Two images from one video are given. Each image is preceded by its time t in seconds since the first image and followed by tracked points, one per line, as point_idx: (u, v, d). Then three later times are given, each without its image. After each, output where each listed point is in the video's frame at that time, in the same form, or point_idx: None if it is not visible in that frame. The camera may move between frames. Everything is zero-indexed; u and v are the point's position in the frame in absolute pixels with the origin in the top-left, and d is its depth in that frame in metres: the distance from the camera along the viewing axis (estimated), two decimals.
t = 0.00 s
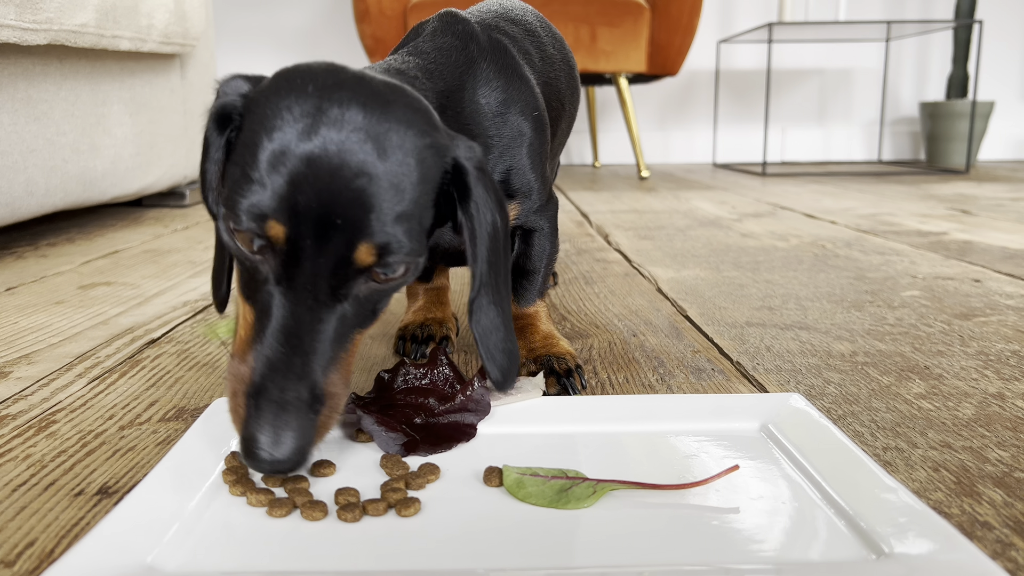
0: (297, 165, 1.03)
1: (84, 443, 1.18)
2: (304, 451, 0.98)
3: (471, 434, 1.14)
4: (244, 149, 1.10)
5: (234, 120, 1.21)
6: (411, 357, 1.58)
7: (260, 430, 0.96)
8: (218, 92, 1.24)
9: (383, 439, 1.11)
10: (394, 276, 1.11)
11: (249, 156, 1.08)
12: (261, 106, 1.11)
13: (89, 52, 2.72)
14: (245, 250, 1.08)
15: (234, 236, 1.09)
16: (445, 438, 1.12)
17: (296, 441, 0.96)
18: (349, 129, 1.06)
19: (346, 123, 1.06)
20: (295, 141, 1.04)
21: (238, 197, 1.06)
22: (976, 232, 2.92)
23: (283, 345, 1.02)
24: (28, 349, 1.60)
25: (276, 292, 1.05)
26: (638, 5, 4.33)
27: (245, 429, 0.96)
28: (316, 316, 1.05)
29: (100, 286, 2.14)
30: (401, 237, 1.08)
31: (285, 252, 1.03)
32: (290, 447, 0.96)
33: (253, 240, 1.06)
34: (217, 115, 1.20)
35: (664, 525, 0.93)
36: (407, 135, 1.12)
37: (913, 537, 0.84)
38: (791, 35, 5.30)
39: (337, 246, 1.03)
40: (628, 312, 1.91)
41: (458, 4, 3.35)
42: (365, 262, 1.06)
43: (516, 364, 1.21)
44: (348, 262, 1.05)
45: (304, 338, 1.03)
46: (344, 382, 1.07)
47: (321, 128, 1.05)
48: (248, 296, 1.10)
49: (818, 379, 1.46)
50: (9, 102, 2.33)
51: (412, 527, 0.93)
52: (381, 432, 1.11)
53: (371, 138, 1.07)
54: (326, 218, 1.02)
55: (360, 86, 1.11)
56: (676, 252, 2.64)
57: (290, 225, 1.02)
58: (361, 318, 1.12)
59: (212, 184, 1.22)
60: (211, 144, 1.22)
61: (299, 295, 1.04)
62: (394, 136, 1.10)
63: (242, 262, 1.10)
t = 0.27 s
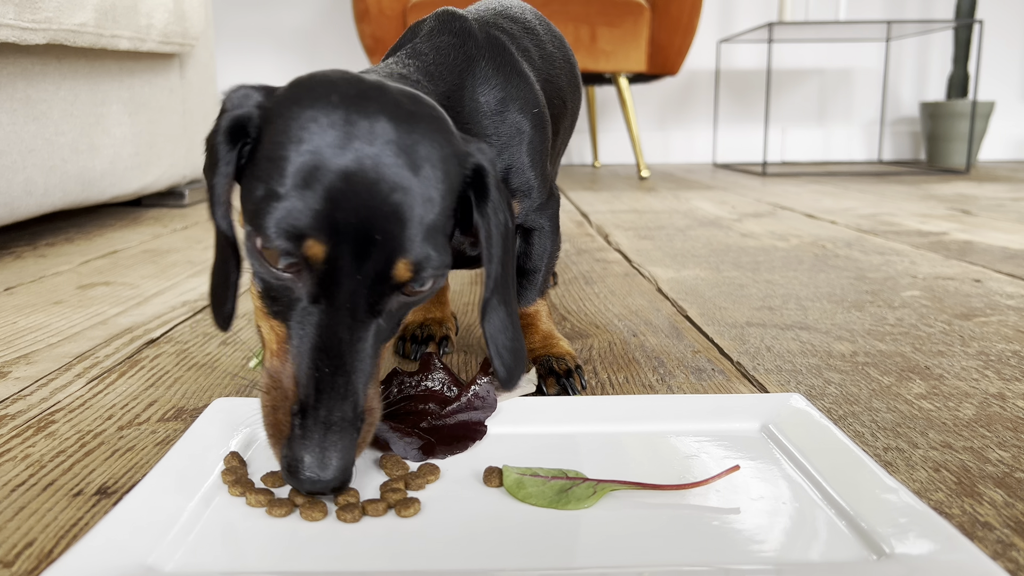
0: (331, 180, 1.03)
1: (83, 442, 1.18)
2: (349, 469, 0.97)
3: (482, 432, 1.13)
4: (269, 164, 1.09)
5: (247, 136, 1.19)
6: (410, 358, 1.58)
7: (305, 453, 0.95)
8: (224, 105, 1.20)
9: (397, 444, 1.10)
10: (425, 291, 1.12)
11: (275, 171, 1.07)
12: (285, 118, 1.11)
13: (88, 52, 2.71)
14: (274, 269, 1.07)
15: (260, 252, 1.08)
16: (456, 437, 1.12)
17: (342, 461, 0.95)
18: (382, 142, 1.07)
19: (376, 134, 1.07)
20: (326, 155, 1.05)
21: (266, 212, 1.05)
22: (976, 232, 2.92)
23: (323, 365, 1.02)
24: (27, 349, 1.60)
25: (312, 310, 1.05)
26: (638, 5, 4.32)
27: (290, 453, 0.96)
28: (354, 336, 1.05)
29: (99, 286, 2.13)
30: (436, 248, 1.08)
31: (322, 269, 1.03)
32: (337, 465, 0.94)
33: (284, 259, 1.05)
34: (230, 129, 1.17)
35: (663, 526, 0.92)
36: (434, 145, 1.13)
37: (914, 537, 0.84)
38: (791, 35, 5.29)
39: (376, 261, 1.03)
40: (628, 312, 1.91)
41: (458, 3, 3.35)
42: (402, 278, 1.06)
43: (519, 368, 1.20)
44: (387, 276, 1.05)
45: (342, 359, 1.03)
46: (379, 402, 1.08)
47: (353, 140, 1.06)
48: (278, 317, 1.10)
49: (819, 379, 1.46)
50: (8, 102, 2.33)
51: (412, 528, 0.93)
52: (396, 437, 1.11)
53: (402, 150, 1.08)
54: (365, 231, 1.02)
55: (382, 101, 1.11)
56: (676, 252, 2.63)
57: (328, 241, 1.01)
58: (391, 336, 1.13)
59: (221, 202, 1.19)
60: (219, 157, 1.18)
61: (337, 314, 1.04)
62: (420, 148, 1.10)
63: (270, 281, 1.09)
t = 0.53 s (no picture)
0: (370, 194, 1.07)
1: (83, 442, 1.18)
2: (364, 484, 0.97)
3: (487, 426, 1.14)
4: (304, 172, 1.12)
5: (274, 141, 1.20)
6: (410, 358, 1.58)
7: (320, 462, 0.96)
8: (254, 100, 1.20)
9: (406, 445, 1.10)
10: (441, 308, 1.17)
11: (312, 180, 1.10)
12: (324, 129, 1.15)
13: (87, 52, 2.71)
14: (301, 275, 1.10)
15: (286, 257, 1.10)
16: (463, 433, 1.12)
17: (357, 470, 0.96)
18: (421, 163, 1.12)
19: (414, 156, 1.12)
20: (365, 171, 1.09)
21: (300, 219, 1.07)
22: (976, 232, 2.92)
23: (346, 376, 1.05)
24: (26, 349, 1.60)
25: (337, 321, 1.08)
26: (637, 5, 4.32)
27: (307, 462, 0.96)
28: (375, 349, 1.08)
29: (98, 286, 2.13)
30: (460, 269, 1.14)
31: (353, 283, 1.06)
32: (355, 480, 0.95)
33: (313, 266, 1.08)
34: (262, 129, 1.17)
35: (663, 527, 0.92)
36: (464, 169, 1.19)
37: (914, 538, 0.84)
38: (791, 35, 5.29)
39: (406, 278, 1.07)
40: (628, 313, 1.91)
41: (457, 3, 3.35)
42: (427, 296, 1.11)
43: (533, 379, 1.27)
44: (415, 294, 1.09)
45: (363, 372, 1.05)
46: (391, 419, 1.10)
47: (393, 161, 1.10)
48: (294, 325, 1.11)
49: (818, 379, 1.46)
50: (8, 102, 2.33)
51: (411, 528, 0.92)
52: (407, 438, 1.10)
53: (437, 173, 1.13)
54: (401, 249, 1.06)
55: (419, 123, 1.16)
56: (676, 252, 2.63)
57: (364, 255, 1.05)
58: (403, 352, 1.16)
59: (242, 192, 1.13)
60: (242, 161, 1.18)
61: (361, 327, 1.07)
62: (452, 173, 1.16)
63: (292, 288, 1.11)
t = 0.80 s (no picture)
0: (353, 180, 1.08)
1: (82, 443, 1.18)
2: (369, 481, 0.92)
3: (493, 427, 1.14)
4: (290, 168, 1.13)
5: (266, 149, 1.24)
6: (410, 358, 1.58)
7: (324, 461, 0.91)
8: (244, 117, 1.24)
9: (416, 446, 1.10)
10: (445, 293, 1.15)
11: (297, 174, 1.12)
12: (309, 125, 1.17)
13: (87, 52, 2.71)
14: (293, 270, 1.10)
15: (280, 254, 1.11)
16: (469, 435, 1.11)
17: (362, 468, 0.92)
18: (402, 145, 1.12)
19: (395, 139, 1.12)
20: (347, 158, 1.09)
21: (287, 213, 1.09)
22: (977, 232, 2.92)
23: (346, 369, 1.03)
24: (26, 349, 1.60)
25: (331, 312, 1.08)
26: (637, 5, 4.32)
27: (309, 460, 0.92)
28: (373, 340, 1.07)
29: (98, 286, 2.13)
30: (456, 249, 1.12)
31: (342, 270, 1.06)
32: (357, 476, 0.90)
33: (305, 258, 1.08)
34: (251, 139, 1.21)
35: (663, 527, 0.92)
36: (454, 150, 1.19)
37: (914, 538, 0.84)
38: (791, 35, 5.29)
39: (397, 261, 1.06)
40: (628, 313, 1.91)
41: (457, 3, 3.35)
42: (424, 279, 1.10)
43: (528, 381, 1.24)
44: (409, 276, 1.08)
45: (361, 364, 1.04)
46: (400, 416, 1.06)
47: (373, 145, 1.11)
48: (295, 325, 1.11)
49: (818, 379, 1.46)
50: (7, 102, 2.33)
51: (411, 528, 0.92)
52: (415, 440, 1.10)
53: (421, 154, 1.13)
54: (386, 230, 1.06)
55: (404, 111, 1.18)
56: (676, 252, 2.63)
57: (349, 240, 1.05)
58: (410, 344, 1.14)
59: (238, 212, 1.20)
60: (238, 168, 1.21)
61: (355, 317, 1.07)
62: (441, 156, 1.16)
63: (290, 286, 1.11)
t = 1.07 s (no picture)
0: (356, 150, 1.12)
1: (82, 443, 1.17)
2: (383, 454, 0.96)
3: (500, 423, 1.13)
4: (296, 145, 1.18)
5: (278, 129, 1.29)
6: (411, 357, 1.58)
7: (335, 428, 0.95)
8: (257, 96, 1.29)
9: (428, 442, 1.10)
10: (456, 258, 1.19)
11: (302, 150, 1.16)
12: (315, 100, 1.21)
13: (87, 52, 2.71)
14: (303, 243, 1.16)
15: (291, 229, 1.16)
16: (480, 431, 1.12)
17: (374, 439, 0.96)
18: (404, 113, 1.15)
19: (397, 107, 1.15)
20: (350, 128, 1.13)
21: (294, 189, 1.14)
22: (977, 233, 2.91)
23: (357, 338, 1.08)
24: (26, 349, 1.60)
25: (342, 280, 1.13)
26: (638, 5, 4.32)
27: (320, 428, 0.96)
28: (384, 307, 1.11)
29: (97, 286, 2.13)
30: (464, 212, 1.16)
31: (347, 239, 1.11)
32: (369, 447, 0.94)
33: (312, 232, 1.14)
34: (261, 121, 1.26)
35: (662, 528, 0.92)
36: (458, 114, 1.22)
37: (914, 539, 0.84)
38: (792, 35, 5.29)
39: (404, 226, 1.10)
40: (628, 313, 1.91)
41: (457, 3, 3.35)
42: (432, 242, 1.13)
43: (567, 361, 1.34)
44: (417, 242, 1.12)
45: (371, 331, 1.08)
46: (416, 383, 1.10)
47: (374, 115, 1.14)
48: (310, 298, 1.17)
49: (819, 379, 1.46)
50: (7, 102, 2.33)
51: (411, 528, 0.92)
52: (427, 435, 1.10)
53: (425, 121, 1.16)
54: (390, 196, 1.10)
55: (408, 80, 1.21)
56: (676, 252, 2.63)
57: (354, 210, 1.09)
58: (425, 310, 1.18)
59: (255, 193, 1.26)
60: (252, 152, 1.27)
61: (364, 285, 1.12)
62: (445, 122, 1.18)
63: (304, 260, 1.17)
